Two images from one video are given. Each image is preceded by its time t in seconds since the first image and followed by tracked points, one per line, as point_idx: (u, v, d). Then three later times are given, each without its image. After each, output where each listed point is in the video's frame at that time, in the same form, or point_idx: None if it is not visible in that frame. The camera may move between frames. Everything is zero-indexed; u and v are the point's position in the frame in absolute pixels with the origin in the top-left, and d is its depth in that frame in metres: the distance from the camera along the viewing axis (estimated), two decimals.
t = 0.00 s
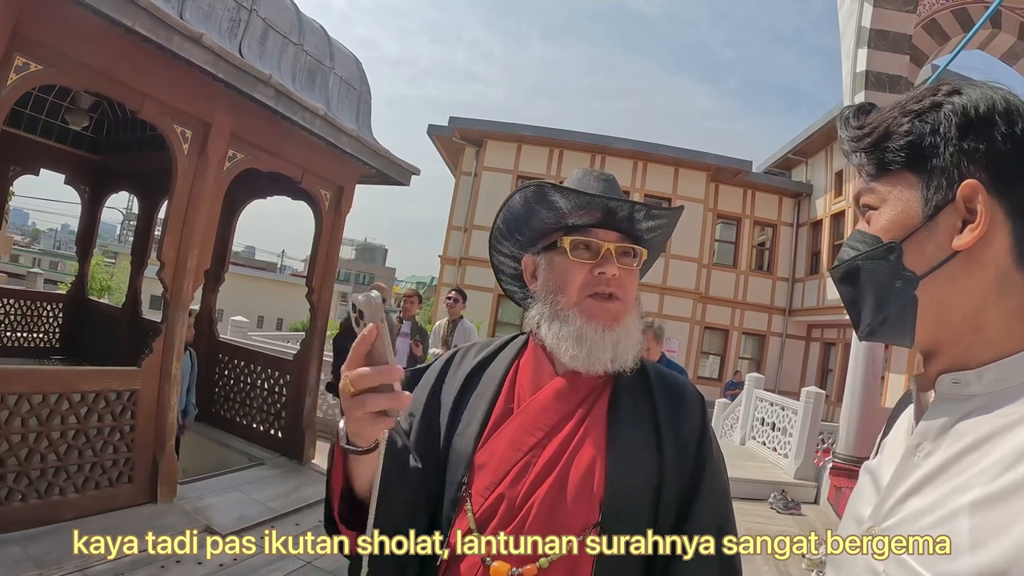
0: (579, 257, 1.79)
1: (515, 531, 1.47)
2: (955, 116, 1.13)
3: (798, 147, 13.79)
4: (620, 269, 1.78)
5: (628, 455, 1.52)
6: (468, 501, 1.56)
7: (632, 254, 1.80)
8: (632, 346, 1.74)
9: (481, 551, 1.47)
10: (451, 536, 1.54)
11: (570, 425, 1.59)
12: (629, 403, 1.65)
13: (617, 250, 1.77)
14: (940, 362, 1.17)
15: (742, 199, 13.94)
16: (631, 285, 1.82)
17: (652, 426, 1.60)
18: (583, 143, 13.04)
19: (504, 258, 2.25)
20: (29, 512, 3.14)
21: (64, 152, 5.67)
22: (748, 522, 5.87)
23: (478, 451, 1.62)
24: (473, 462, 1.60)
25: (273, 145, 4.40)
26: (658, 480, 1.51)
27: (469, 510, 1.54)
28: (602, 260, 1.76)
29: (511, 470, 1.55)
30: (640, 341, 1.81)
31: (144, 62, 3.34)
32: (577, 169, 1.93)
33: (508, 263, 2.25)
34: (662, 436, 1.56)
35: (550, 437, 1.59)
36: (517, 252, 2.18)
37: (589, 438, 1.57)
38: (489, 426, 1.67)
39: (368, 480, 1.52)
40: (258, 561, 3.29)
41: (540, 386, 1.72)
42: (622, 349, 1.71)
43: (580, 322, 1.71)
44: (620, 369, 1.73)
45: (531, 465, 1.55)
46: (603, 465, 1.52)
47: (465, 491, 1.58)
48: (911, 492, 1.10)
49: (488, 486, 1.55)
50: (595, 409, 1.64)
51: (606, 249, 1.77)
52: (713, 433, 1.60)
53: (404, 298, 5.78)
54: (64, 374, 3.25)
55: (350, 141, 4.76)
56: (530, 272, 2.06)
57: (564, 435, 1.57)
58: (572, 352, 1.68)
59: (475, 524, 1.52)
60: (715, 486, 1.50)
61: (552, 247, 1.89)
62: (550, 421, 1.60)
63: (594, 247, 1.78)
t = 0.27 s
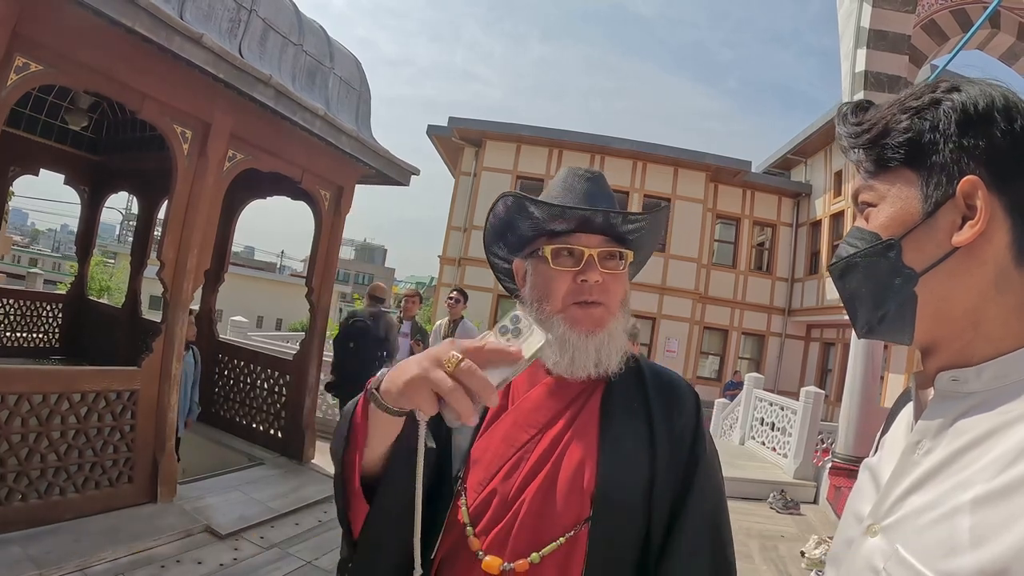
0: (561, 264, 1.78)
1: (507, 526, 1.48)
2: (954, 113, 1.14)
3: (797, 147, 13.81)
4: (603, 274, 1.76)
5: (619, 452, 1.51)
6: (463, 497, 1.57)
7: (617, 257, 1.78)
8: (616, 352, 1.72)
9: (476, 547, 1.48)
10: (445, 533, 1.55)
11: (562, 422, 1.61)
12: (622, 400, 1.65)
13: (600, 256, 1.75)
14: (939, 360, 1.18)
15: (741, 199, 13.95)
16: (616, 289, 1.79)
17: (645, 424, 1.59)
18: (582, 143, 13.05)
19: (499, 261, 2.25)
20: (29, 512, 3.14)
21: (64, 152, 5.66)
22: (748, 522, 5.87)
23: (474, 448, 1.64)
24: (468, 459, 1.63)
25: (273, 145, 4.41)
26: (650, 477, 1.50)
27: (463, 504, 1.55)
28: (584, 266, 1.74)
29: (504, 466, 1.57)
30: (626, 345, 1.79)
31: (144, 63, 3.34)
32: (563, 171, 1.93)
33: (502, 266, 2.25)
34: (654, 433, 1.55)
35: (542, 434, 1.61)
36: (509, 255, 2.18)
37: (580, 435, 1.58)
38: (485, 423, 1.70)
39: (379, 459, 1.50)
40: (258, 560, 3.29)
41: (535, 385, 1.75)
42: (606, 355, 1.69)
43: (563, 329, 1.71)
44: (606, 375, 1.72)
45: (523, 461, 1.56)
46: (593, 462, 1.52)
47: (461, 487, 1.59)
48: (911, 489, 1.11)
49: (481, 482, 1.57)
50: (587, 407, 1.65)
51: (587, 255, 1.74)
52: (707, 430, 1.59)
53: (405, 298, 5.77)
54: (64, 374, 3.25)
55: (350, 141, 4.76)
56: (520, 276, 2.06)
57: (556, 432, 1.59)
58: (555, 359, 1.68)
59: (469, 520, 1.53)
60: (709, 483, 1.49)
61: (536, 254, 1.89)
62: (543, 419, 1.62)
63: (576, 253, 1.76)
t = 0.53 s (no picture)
0: (576, 261, 1.77)
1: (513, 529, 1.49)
2: (951, 112, 1.14)
3: (797, 147, 13.82)
4: (618, 272, 1.76)
5: (625, 455, 1.52)
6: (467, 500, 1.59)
7: (631, 256, 1.78)
8: (629, 351, 1.73)
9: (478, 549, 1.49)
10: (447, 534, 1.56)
11: (567, 425, 1.60)
12: (627, 402, 1.66)
13: (615, 253, 1.76)
14: (936, 359, 1.18)
15: (740, 199, 13.96)
16: (630, 288, 1.80)
17: (650, 426, 1.60)
18: (582, 143, 13.06)
19: (504, 255, 2.25)
20: (29, 512, 3.14)
21: (63, 152, 5.66)
22: (747, 522, 5.87)
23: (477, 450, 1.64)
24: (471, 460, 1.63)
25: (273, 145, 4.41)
26: (655, 479, 1.52)
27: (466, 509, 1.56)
28: (600, 263, 1.75)
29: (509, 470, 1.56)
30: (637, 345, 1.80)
31: (144, 63, 3.34)
32: (574, 167, 1.92)
33: (508, 261, 2.25)
34: (659, 436, 1.56)
35: (548, 436, 1.60)
36: (516, 250, 2.18)
37: (587, 437, 1.57)
38: (488, 424, 1.68)
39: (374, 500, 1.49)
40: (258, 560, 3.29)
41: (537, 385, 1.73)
42: (619, 355, 1.70)
43: (576, 327, 1.70)
44: (615, 374, 1.72)
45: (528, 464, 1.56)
46: (600, 466, 1.52)
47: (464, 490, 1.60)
48: (908, 488, 1.11)
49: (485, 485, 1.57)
50: (592, 409, 1.65)
51: (603, 253, 1.75)
52: (711, 433, 1.61)
53: (406, 298, 5.76)
54: (64, 374, 3.25)
55: (350, 141, 4.76)
56: (529, 272, 2.06)
57: (562, 434, 1.58)
58: (567, 357, 1.69)
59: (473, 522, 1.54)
60: (713, 484, 1.51)
61: (548, 249, 1.89)
62: (548, 421, 1.61)
63: (592, 250, 1.76)
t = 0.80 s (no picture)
0: (580, 258, 1.78)
1: (518, 534, 1.48)
2: (953, 114, 1.14)
3: (796, 147, 13.82)
4: (622, 270, 1.76)
5: (629, 458, 1.52)
6: (468, 506, 1.59)
7: (635, 253, 1.79)
8: (633, 350, 1.74)
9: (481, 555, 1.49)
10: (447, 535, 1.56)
11: (570, 429, 1.60)
12: (630, 404, 1.65)
13: (619, 251, 1.76)
14: (936, 361, 1.18)
15: (740, 199, 13.97)
16: (634, 286, 1.80)
17: (653, 428, 1.60)
18: (581, 143, 13.06)
19: (504, 256, 2.25)
20: (29, 513, 3.14)
21: (63, 152, 5.65)
22: (747, 522, 5.87)
23: (479, 455, 1.64)
24: (473, 465, 1.63)
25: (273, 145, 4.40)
26: (659, 481, 1.52)
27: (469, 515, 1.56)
28: (603, 261, 1.75)
29: (512, 475, 1.56)
30: (641, 345, 1.81)
31: (143, 64, 3.34)
32: (576, 164, 1.92)
33: (508, 261, 2.25)
34: (663, 438, 1.56)
35: (550, 440, 1.59)
36: (516, 250, 2.18)
37: (590, 441, 1.57)
38: (489, 429, 1.68)
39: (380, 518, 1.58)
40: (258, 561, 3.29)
41: (539, 390, 1.73)
42: (623, 352, 1.70)
43: (580, 326, 1.71)
44: (620, 375, 1.72)
45: (531, 469, 1.56)
46: (604, 470, 1.52)
47: (466, 497, 1.61)
48: (909, 489, 1.11)
49: (488, 491, 1.56)
50: (595, 412, 1.65)
51: (607, 249, 1.76)
52: (715, 434, 1.60)
53: (406, 299, 5.76)
54: (63, 375, 3.24)
55: (350, 142, 4.76)
56: (530, 272, 2.06)
57: (565, 438, 1.57)
58: (571, 354, 1.69)
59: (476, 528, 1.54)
60: (718, 486, 1.51)
61: (552, 247, 1.89)
62: (551, 425, 1.60)
63: (595, 247, 1.77)
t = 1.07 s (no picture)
0: (578, 261, 1.78)
1: (516, 535, 1.48)
2: (984, 106, 1.14)
3: (796, 147, 13.82)
4: (620, 273, 1.76)
5: (628, 457, 1.52)
6: (467, 506, 1.59)
7: (633, 256, 1.79)
8: (632, 351, 1.74)
9: (481, 558, 1.49)
10: (445, 535, 1.56)
11: (569, 429, 1.60)
12: (630, 403, 1.65)
13: (617, 254, 1.76)
14: (929, 362, 1.19)
15: (739, 199, 13.97)
16: (633, 289, 1.80)
17: (653, 427, 1.60)
18: (581, 144, 13.05)
19: (503, 258, 2.25)
20: (29, 514, 3.13)
21: (62, 153, 5.64)
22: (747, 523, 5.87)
23: (478, 455, 1.64)
24: (472, 466, 1.63)
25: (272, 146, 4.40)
26: (659, 482, 1.52)
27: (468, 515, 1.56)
28: (601, 264, 1.75)
29: (511, 475, 1.56)
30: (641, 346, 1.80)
31: (142, 65, 3.34)
32: (573, 168, 1.93)
33: (509, 262, 2.25)
34: (663, 437, 1.56)
35: (549, 441, 1.59)
36: (516, 252, 2.17)
37: (589, 442, 1.57)
38: (488, 430, 1.68)
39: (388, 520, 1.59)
40: (257, 561, 3.28)
41: (538, 390, 1.73)
42: (621, 355, 1.70)
43: (580, 329, 1.71)
44: (621, 374, 1.72)
45: (531, 469, 1.56)
46: (603, 469, 1.52)
47: (464, 496, 1.60)
48: (905, 492, 1.11)
49: (487, 491, 1.57)
50: (594, 413, 1.65)
51: (606, 253, 1.75)
52: (716, 434, 1.60)
53: (405, 301, 5.75)
54: (62, 376, 3.24)
55: (350, 142, 4.76)
56: (529, 274, 2.05)
57: (564, 438, 1.58)
58: (569, 356, 1.69)
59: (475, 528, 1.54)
60: (719, 485, 1.50)
61: (550, 250, 1.89)
62: (550, 425, 1.61)
63: (592, 250, 1.76)
